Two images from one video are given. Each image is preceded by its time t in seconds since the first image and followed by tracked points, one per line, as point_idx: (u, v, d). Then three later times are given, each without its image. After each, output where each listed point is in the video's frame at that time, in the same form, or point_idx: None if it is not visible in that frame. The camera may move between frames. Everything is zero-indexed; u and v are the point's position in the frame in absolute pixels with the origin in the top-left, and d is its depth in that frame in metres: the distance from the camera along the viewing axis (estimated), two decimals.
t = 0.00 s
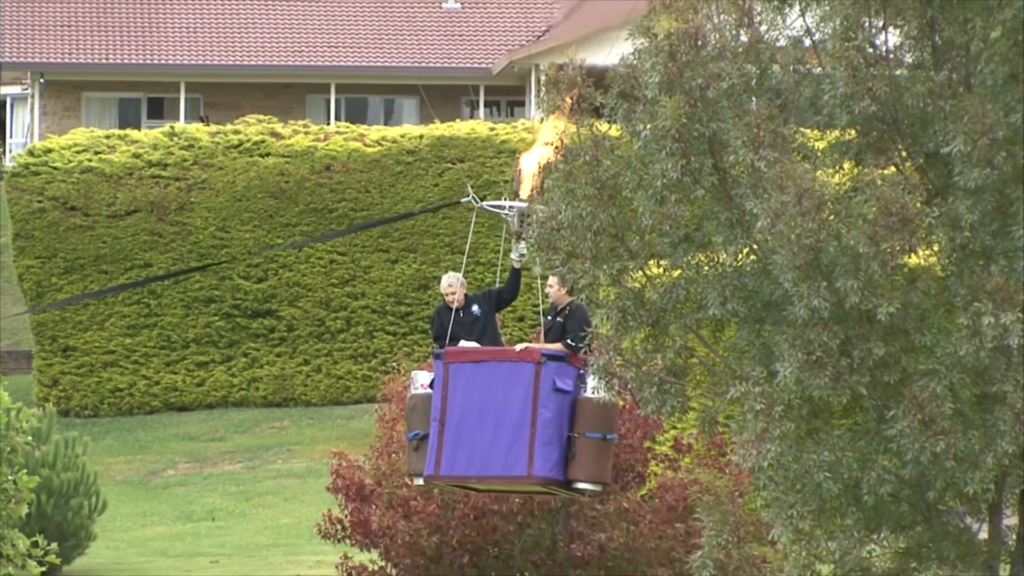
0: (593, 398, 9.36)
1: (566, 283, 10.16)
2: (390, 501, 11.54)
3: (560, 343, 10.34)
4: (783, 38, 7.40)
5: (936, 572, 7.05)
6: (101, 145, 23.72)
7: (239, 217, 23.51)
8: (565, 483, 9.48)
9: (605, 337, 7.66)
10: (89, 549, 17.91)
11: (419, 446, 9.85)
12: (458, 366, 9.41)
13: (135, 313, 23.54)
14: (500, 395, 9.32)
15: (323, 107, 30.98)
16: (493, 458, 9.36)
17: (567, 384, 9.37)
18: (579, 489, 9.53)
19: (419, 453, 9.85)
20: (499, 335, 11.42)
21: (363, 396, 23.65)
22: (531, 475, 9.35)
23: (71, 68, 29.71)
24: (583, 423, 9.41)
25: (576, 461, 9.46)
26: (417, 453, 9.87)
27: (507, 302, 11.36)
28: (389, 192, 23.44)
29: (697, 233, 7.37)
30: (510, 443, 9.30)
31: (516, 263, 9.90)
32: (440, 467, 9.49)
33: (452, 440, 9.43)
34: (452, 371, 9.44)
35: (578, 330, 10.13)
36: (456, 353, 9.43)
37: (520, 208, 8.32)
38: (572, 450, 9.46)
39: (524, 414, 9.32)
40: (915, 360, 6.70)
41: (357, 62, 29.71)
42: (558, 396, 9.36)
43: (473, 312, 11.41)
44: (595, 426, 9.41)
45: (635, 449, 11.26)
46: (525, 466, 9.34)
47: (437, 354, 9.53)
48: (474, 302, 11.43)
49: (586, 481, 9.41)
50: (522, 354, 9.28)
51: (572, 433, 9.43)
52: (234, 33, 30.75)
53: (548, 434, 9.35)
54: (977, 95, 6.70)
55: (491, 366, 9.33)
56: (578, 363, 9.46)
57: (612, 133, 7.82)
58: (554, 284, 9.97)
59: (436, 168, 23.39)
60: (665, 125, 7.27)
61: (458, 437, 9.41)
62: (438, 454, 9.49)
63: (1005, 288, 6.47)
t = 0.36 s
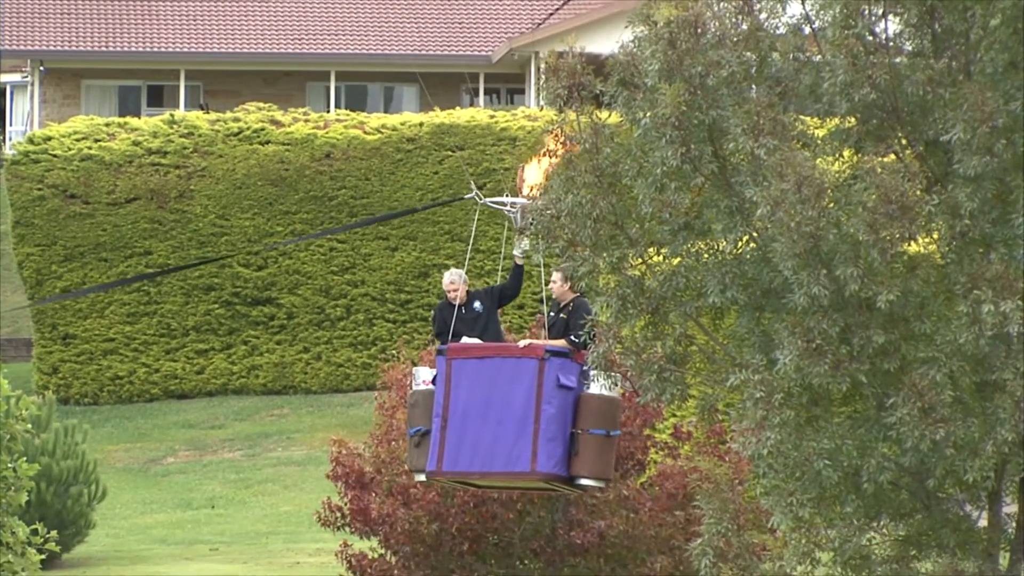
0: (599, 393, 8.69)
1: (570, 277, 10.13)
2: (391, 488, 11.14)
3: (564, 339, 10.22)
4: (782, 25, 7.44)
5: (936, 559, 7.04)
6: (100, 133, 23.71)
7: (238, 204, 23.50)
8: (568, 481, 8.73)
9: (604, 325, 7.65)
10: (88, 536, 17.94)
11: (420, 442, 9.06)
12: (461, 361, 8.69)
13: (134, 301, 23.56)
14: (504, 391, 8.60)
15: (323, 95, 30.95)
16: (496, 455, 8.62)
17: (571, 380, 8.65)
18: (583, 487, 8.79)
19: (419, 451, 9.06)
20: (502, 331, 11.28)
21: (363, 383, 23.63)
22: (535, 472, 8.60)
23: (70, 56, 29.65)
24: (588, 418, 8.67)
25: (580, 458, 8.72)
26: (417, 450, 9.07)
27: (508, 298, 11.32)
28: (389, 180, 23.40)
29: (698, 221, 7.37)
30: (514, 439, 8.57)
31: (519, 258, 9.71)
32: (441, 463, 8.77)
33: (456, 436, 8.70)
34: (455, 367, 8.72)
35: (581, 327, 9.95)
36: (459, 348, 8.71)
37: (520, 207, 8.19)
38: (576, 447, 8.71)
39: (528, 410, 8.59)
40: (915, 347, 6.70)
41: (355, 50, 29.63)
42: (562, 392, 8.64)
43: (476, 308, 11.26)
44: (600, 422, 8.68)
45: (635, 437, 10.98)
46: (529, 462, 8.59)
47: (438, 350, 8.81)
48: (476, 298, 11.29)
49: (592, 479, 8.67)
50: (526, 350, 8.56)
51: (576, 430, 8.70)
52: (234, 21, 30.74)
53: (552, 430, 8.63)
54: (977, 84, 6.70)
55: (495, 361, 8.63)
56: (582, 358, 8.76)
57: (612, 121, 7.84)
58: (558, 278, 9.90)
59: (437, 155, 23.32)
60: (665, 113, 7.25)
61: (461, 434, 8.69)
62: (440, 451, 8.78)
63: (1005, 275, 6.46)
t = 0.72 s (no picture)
0: (603, 390, 8.63)
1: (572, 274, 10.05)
2: (391, 478, 11.05)
3: (567, 337, 10.10)
4: (782, 14, 7.45)
5: (936, 548, 7.01)
6: (100, 122, 23.68)
7: (238, 193, 23.47)
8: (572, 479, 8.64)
9: (604, 314, 7.63)
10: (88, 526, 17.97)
11: (422, 441, 9.02)
12: (464, 360, 8.67)
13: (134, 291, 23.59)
14: (507, 389, 8.56)
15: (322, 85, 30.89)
16: (499, 453, 8.56)
17: (574, 378, 8.59)
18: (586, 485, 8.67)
19: (421, 450, 9.02)
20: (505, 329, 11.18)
21: (362, 372, 23.60)
22: (538, 470, 8.53)
23: (69, 45, 29.62)
24: (592, 417, 8.57)
25: (583, 456, 8.60)
26: (419, 450, 9.03)
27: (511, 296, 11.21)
28: (389, 169, 23.35)
29: (697, 211, 7.37)
30: (517, 437, 8.50)
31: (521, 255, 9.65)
32: (444, 461, 8.73)
33: (459, 433, 8.66)
34: (458, 366, 8.69)
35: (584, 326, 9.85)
36: (463, 346, 8.69)
37: (522, 203, 8.07)
38: (579, 445, 8.59)
39: (531, 408, 8.53)
40: (915, 337, 6.70)
41: (355, 40, 29.58)
42: (565, 390, 8.56)
43: (478, 306, 11.16)
44: (603, 420, 8.57)
45: (634, 426, 10.91)
46: (532, 460, 8.52)
47: (441, 349, 8.80)
48: (479, 296, 11.21)
49: (595, 477, 8.55)
50: (528, 348, 8.51)
51: (579, 428, 8.60)
52: (233, 11, 30.71)
53: (555, 428, 8.54)
54: (977, 73, 6.69)
55: (498, 359, 8.60)
56: (584, 357, 8.69)
57: (611, 110, 7.81)
58: (561, 274, 9.81)
59: (436, 145, 23.26)
60: (665, 102, 7.24)
61: (463, 432, 8.65)
62: (443, 448, 8.74)
63: (1004, 265, 6.46)
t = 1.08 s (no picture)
0: (606, 390, 8.38)
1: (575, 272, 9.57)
2: (391, 469, 10.92)
3: (570, 338, 9.56)
4: (781, 6, 7.41)
5: (936, 539, 6.99)
6: (99, 113, 23.72)
7: (238, 184, 23.47)
8: (577, 479, 8.40)
9: (604, 305, 7.64)
10: (88, 517, 17.99)
11: (426, 442, 8.80)
12: (467, 361, 8.44)
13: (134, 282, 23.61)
14: (511, 389, 8.31)
15: (321, 75, 30.76)
16: (503, 453, 8.31)
17: (577, 378, 8.36)
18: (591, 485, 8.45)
19: (425, 451, 8.81)
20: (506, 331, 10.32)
21: (362, 363, 23.57)
22: (542, 470, 8.28)
23: (69, 37, 29.60)
24: (596, 416, 8.33)
25: (587, 456, 8.37)
26: (423, 451, 8.82)
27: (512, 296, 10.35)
28: (389, 160, 23.30)
29: (697, 202, 7.35)
30: (521, 437, 8.27)
31: (521, 255, 9.44)
32: (448, 463, 8.50)
33: (463, 435, 8.42)
34: (460, 367, 8.47)
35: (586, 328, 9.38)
36: (464, 347, 8.46)
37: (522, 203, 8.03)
38: (583, 444, 8.36)
39: (535, 409, 8.28)
40: (914, 328, 6.70)
41: (356, 32, 29.58)
42: (568, 390, 8.34)
43: (479, 306, 10.26)
44: (607, 420, 8.33)
45: (634, 417, 10.81)
46: (536, 461, 8.28)
47: (442, 350, 8.57)
48: (479, 296, 10.30)
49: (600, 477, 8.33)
50: (531, 348, 8.28)
51: (583, 427, 8.36)
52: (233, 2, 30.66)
53: (559, 427, 8.30)
54: (977, 64, 6.68)
55: (500, 358, 8.36)
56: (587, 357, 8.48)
57: (611, 101, 7.81)
58: (565, 268, 9.44)
59: (437, 136, 23.21)
60: (664, 93, 7.23)
61: (467, 434, 8.41)
62: (447, 450, 8.50)
63: (1004, 256, 6.45)
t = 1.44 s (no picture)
0: (607, 389, 8.31)
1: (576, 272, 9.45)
2: (390, 459, 10.92)
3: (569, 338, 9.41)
4: None
5: (936, 529, 7.01)
6: (100, 103, 23.74)
7: (238, 174, 23.47)
8: (578, 479, 8.32)
9: (604, 295, 7.62)
10: (88, 506, 18.02)
11: (425, 441, 8.69)
12: (468, 359, 8.34)
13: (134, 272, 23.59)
14: (512, 388, 8.21)
15: (321, 66, 30.63)
16: (504, 452, 8.20)
17: (578, 377, 8.28)
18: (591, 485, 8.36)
19: (425, 450, 8.70)
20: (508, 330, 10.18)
21: (362, 353, 23.60)
22: (543, 470, 8.17)
23: (69, 26, 29.61)
24: (597, 415, 8.25)
25: (588, 456, 8.29)
26: (423, 450, 8.71)
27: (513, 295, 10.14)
28: (389, 149, 23.30)
29: (697, 191, 7.34)
30: (522, 435, 8.17)
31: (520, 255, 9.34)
32: (447, 462, 8.37)
33: (463, 434, 8.31)
34: (461, 366, 8.37)
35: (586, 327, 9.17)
36: (465, 346, 8.36)
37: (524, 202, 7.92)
38: (584, 444, 8.28)
39: (537, 408, 8.18)
40: (915, 318, 6.69)
41: (355, 21, 29.66)
42: (569, 389, 8.25)
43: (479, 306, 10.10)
44: (608, 418, 8.25)
45: (635, 406, 10.79)
46: (537, 460, 8.17)
47: (443, 348, 8.46)
48: (479, 295, 10.14)
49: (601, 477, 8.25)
50: (532, 347, 8.19)
51: (584, 427, 8.27)
52: None
53: (560, 427, 8.20)
54: (976, 53, 6.68)
55: (500, 357, 8.26)
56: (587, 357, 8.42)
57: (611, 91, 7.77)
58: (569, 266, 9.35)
59: (436, 125, 23.21)
60: (665, 83, 7.22)
61: (467, 433, 8.30)
62: (446, 450, 8.38)
63: (1004, 245, 6.46)
